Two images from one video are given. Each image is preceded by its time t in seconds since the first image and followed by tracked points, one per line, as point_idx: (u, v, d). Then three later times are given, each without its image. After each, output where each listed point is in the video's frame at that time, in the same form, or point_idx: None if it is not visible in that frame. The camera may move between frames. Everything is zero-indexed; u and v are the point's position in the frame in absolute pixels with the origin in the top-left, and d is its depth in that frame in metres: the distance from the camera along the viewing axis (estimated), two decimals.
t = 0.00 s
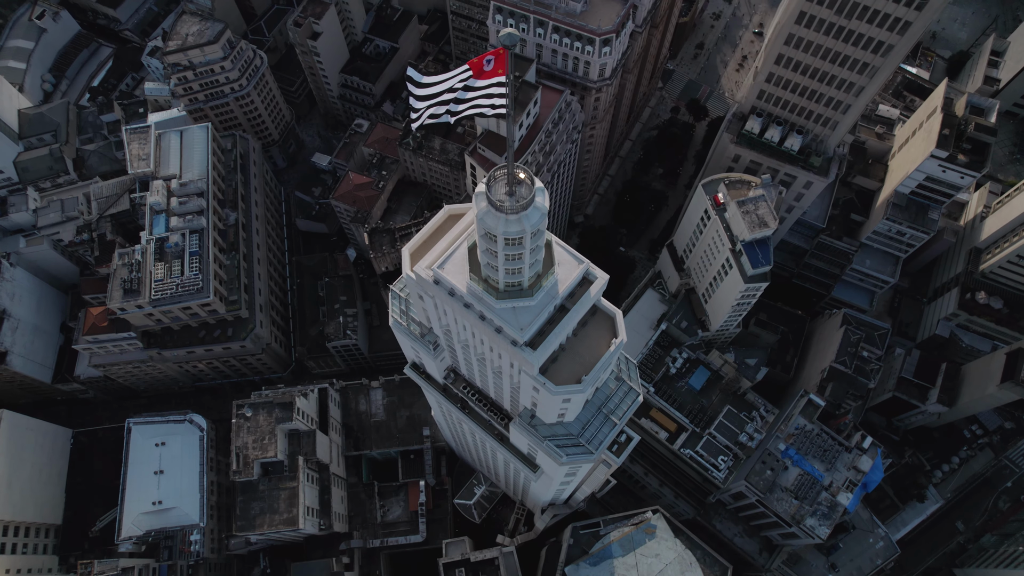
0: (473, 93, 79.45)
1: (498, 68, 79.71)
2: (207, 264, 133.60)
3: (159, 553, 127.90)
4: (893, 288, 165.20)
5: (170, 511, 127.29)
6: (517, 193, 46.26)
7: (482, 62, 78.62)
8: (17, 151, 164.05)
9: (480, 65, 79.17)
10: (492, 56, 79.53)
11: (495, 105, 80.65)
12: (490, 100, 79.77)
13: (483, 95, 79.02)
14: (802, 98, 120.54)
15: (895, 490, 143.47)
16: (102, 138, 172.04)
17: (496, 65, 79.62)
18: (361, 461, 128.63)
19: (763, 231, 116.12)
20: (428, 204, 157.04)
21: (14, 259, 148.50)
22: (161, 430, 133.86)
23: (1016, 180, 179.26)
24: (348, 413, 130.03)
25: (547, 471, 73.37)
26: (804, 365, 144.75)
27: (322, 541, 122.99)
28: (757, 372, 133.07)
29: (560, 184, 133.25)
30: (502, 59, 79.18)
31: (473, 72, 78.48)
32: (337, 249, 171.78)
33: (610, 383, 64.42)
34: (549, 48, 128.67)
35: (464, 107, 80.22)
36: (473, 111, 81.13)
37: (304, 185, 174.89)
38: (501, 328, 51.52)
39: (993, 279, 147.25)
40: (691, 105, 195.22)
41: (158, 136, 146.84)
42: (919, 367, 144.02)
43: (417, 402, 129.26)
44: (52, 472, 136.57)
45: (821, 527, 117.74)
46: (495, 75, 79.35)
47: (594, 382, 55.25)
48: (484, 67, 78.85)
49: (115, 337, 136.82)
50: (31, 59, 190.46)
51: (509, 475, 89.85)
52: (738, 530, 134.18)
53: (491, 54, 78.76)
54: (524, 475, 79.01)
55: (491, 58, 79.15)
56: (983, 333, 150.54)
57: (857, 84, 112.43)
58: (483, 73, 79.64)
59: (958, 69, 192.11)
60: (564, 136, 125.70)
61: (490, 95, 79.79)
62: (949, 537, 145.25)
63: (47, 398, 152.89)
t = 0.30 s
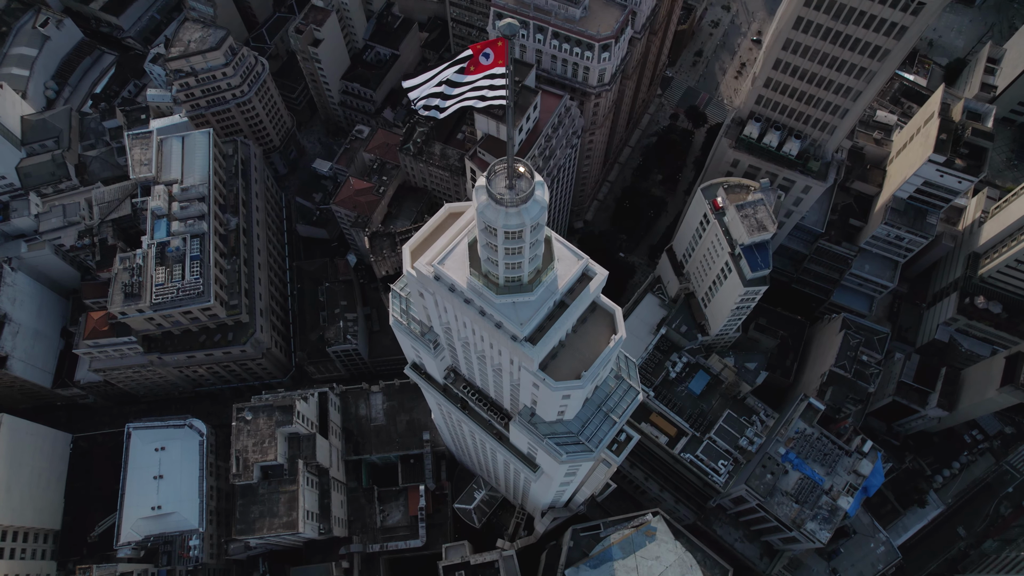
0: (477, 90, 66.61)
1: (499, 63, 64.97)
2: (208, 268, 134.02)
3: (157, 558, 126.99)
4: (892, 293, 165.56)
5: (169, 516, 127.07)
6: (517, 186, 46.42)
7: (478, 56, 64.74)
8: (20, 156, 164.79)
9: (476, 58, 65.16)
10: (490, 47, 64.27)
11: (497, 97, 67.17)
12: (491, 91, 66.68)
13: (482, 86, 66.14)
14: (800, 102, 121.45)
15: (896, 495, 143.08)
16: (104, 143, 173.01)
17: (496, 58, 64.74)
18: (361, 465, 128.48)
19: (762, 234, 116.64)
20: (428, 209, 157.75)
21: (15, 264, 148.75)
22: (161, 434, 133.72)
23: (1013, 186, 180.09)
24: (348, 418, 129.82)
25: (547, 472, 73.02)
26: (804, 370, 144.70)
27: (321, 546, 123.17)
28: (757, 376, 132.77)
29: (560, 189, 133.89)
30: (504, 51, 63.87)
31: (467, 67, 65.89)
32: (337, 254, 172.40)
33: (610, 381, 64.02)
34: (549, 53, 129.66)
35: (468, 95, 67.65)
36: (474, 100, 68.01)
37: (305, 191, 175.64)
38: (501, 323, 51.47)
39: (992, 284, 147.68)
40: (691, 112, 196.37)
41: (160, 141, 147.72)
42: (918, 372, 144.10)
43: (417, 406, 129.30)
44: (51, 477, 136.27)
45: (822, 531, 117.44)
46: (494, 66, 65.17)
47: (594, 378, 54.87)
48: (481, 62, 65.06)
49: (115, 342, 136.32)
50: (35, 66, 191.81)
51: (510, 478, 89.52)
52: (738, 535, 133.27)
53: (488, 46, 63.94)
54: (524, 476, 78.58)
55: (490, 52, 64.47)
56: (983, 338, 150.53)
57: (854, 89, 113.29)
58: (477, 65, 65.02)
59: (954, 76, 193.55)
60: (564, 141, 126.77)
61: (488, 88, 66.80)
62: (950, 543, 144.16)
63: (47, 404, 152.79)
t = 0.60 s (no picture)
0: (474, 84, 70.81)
1: (497, 62, 62.28)
2: (209, 275, 134.50)
3: (156, 566, 126.47)
4: (892, 300, 165.93)
5: (168, 524, 126.69)
6: (517, 183, 46.49)
7: (476, 52, 61.79)
8: (23, 164, 165.60)
9: (474, 54, 61.77)
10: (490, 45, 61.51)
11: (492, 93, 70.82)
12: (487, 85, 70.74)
13: (474, 81, 70.61)
14: (797, 110, 122.42)
15: (897, 502, 142.80)
16: (106, 152, 174.12)
17: (496, 56, 62.02)
18: (361, 472, 128.30)
19: (760, 241, 117.26)
20: (428, 217, 158.47)
21: (16, 271, 149.00)
22: (160, 441, 133.65)
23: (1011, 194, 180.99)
24: (348, 424, 129.71)
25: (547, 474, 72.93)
26: (804, 377, 144.62)
27: (321, 552, 122.45)
28: (757, 382, 133.75)
29: (560, 196, 134.88)
30: (502, 50, 61.60)
31: (468, 62, 63.33)
32: (337, 262, 172.98)
33: (610, 382, 63.86)
34: (549, 61, 130.91)
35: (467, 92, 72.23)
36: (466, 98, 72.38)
37: (306, 199, 176.59)
38: (500, 322, 51.51)
39: (991, 291, 148.10)
40: (689, 121, 197.75)
41: (162, 149, 148.66)
42: (919, 378, 144.03)
43: (417, 413, 129.34)
44: (50, 484, 135.84)
45: (823, 537, 117.30)
46: (493, 61, 62.36)
47: (594, 376, 54.78)
48: (479, 58, 62.18)
49: (115, 348, 135.90)
50: (38, 76, 193.26)
51: (510, 481, 89.47)
52: (739, 542, 133.58)
53: (487, 42, 61.21)
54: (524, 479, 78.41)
55: (490, 49, 61.57)
56: (983, 345, 150.47)
57: (851, 96, 114.22)
58: (475, 60, 61.84)
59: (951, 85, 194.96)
60: (563, 148, 127.69)
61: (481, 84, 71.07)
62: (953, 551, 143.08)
63: (46, 411, 152.72)
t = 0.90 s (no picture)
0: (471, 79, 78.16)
1: (496, 58, 62.33)
2: (210, 284, 135.02)
3: None
4: (890, 310, 166.39)
5: (166, 533, 126.07)
6: (517, 181, 46.77)
7: (476, 48, 61.97)
8: (26, 175, 166.79)
9: (473, 50, 62.15)
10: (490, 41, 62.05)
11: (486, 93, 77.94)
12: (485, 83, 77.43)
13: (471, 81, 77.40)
14: (794, 119, 123.76)
15: (898, 512, 142.41)
16: (109, 163, 175.37)
17: (496, 53, 62.12)
18: (360, 481, 127.94)
19: (759, 249, 117.92)
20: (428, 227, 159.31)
21: (17, 280, 149.55)
22: (160, 450, 133.57)
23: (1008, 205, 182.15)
24: (348, 433, 129.63)
25: (547, 478, 72.84)
26: (804, 386, 144.22)
27: (320, 561, 121.51)
28: (756, 392, 133.44)
29: (559, 204, 135.99)
30: (502, 47, 61.82)
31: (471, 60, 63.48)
32: (338, 272, 173.69)
33: (609, 384, 63.85)
34: (548, 72, 132.44)
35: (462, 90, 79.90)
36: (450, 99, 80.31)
37: (308, 209, 177.59)
38: (501, 321, 51.71)
39: (989, 300, 148.72)
40: (688, 133, 199.47)
41: (165, 159, 149.77)
42: (919, 388, 144.08)
43: (417, 421, 129.30)
44: (49, 494, 135.32)
45: (824, 546, 116.64)
46: (492, 59, 62.35)
47: (593, 376, 55.02)
48: (479, 54, 62.40)
49: (116, 357, 135.89)
50: (42, 88, 195.14)
51: (510, 488, 89.30)
52: (740, 552, 132.86)
53: (486, 40, 61.52)
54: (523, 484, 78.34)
55: (490, 46, 61.75)
56: (982, 354, 150.61)
57: (848, 106, 115.52)
58: (475, 57, 62.10)
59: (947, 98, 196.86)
60: (563, 158, 128.90)
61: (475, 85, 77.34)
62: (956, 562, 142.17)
63: (46, 420, 152.57)
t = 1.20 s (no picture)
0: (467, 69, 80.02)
1: (497, 54, 65.09)
2: (211, 293, 135.57)
3: None
4: (889, 320, 166.73)
5: (165, 543, 125.58)
6: (517, 180, 47.15)
7: (478, 46, 64.42)
8: (29, 186, 168.00)
9: (474, 48, 64.60)
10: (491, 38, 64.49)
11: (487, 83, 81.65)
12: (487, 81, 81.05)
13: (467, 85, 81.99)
14: (792, 130, 125.21)
15: (900, 522, 141.64)
16: (112, 174, 176.50)
17: (496, 50, 64.78)
18: (360, 491, 127.54)
19: (758, 257, 118.60)
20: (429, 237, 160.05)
21: (19, 289, 150.01)
22: (159, 460, 133.11)
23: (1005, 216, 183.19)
24: (347, 443, 129.38)
25: (547, 483, 72.74)
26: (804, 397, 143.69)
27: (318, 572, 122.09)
28: (756, 401, 133.53)
29: (559, 214, 136.96)
30: (502, 48, 63.88)
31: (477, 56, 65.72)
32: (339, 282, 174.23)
33: (608, 387, 63.82)
34: (548, 84, 134.07)
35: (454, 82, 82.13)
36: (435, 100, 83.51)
37: (308, 221, 178.59)
38: (501, 321, 51.98)
39: (987, 310, 149.15)
40: (686, 145, 201.10)
41: (167, 170, 150.96)
42: (919, 397, 144.05)
43: (417, 431, 129.04)
44: (47, 504, 134.66)
45: (825, 556, 116.35)
46: (494, 56, 65.09)
47: (593, 376, 55.15)
48: (481, 51, 64.83)
49: (116, 366, 136.30)
50: (47, 101, 197.02)
51: (510, 495, 89.02)
52: (741, 563, 132.16)
53: (487, 36, 63.63)
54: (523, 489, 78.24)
55: (490, 42, 64.33)
56: (982, 364, 150.66)
57: (844, 116, 116.81)
58: (476, 54, 64.73)
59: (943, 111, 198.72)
60: (562, 168, 130.24)
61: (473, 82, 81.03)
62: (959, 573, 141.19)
63: (46, 431, 152.44)
